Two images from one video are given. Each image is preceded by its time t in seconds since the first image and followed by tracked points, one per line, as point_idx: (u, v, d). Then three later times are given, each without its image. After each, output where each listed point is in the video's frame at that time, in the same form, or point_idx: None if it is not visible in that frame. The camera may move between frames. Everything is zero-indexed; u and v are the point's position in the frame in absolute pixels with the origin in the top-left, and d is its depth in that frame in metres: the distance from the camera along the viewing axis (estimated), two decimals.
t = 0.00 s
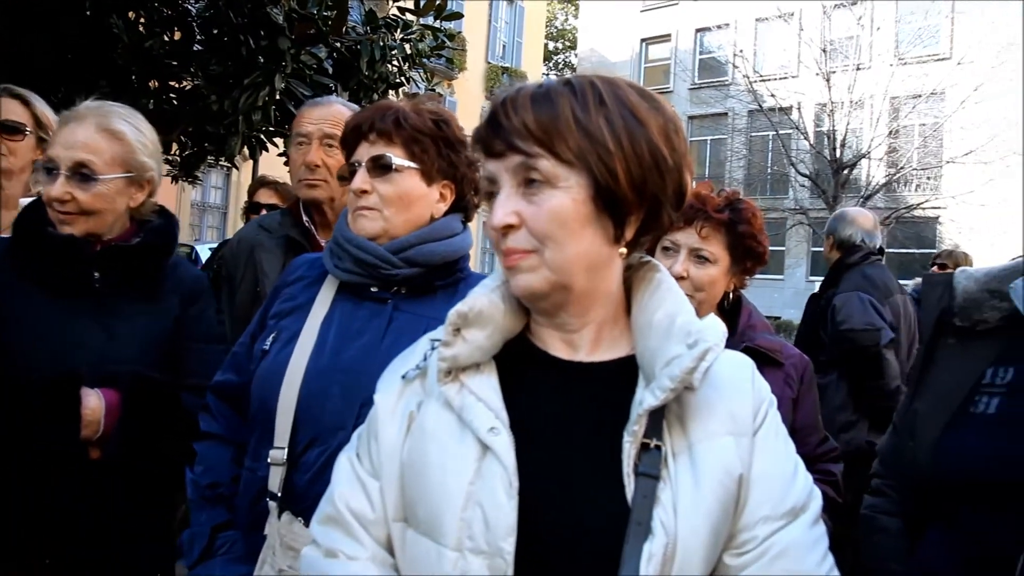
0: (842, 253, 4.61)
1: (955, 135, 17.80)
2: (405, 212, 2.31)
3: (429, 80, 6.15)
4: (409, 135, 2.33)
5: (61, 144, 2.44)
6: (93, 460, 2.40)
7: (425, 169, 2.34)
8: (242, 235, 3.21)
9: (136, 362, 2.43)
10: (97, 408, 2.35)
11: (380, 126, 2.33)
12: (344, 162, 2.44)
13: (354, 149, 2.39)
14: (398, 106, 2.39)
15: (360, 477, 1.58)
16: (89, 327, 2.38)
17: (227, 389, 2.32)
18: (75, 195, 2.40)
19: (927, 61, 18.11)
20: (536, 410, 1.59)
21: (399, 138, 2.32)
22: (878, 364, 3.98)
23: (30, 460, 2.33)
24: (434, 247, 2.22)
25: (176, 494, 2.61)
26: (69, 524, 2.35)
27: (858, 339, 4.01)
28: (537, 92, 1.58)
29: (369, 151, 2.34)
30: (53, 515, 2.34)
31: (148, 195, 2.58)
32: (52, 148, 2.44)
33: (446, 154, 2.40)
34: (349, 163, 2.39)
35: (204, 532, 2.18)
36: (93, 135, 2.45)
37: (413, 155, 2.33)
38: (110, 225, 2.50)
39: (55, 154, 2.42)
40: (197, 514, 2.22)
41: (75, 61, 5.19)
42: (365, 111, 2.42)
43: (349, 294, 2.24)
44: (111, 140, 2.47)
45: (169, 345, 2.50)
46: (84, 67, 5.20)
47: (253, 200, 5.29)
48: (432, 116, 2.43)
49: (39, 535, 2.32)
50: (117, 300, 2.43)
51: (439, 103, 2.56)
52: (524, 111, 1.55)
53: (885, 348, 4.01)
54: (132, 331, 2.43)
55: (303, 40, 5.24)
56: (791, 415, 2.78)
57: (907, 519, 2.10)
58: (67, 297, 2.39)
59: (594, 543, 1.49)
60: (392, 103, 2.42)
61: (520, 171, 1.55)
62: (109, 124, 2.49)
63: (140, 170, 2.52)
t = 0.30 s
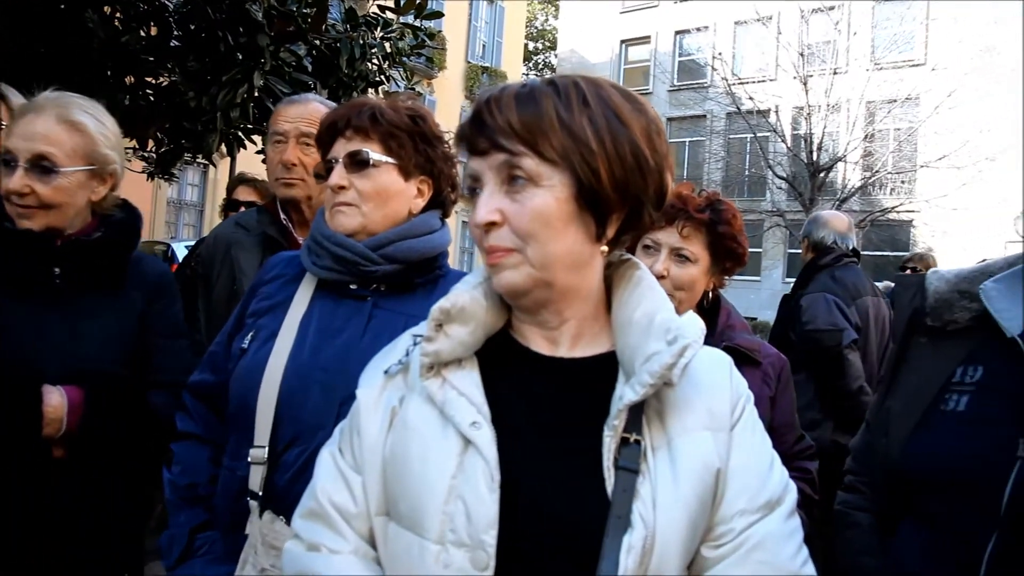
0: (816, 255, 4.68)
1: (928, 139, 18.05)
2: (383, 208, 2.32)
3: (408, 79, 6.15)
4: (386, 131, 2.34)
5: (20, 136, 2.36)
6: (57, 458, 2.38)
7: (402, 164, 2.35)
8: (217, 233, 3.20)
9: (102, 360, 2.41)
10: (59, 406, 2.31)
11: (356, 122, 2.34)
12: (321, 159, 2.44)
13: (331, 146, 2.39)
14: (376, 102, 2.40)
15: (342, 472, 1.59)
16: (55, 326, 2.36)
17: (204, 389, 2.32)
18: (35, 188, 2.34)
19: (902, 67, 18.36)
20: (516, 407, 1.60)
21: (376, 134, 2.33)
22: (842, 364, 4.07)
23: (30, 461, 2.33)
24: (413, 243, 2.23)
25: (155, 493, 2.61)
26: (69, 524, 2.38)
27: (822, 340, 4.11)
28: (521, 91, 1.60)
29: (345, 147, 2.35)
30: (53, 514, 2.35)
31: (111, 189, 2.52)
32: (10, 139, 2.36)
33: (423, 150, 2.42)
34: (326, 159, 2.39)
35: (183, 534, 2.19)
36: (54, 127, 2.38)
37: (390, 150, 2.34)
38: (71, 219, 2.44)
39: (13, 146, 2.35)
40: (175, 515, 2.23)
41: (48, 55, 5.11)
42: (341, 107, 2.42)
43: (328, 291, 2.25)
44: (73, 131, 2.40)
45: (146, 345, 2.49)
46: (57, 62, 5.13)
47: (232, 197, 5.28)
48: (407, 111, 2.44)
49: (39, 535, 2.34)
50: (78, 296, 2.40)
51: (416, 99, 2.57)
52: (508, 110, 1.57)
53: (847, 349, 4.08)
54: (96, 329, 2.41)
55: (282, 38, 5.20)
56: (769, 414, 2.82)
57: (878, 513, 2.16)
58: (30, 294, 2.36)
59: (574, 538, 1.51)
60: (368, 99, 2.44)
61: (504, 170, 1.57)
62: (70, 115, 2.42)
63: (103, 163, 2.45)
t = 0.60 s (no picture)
0: (801, 252, 4.70)
1: (912, 139, 18.19)
2: (366, 202, 2.32)
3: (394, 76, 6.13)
4: (368, 125, 2.34)
5: None
6: (29, 457, 2.31)
7: (384, 159, 2.35)
8: (196, 229, 3.20)
9: (78, 358, 2.35)
10: (31, 403, 2.24)
11: (338, 117, 2.34)
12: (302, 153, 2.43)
13: (312, 141, 2.39)
14: (357, 97, 2.40)
15: (329, 466, 1.59)
16: (27, 323, 2.29)
17: (187, 387, 2.32)
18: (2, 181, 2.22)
19: (886, 67, 18.55)
20: (500, 402, 1.61)
21: (357, 129, 2.33)
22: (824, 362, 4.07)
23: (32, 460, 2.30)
24: (397, 238, 2.23)
25: (139, 491, 2.64)
26: (70, 524, 2.36)
27: (807, 338, 4.12)
28: (509, 87, 1.60)
29: (326, 142, 2.34)
30: (53, 515, 2.33)
31: (82, 183, 2.39)
32: None
33: (405, 143, 2.42)
34: (308, 154, 2.38)
35: (168, 534, 2.19)
36: (23, 119, 2.24)
37: (372, 145, 2.33)
38: (38, 215, 2.32)
39: None
40: (159, 515, 2.23)
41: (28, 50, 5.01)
42: (322, 102, 2.41)
43: (312, 287, 2.25)
44: (43, 123, 2.27)
45: (120, 342, 2.44)
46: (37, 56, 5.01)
47: (215, 194, 5.24)
48: (388, 105, 2.44)
49: (39, 535, 2.31)
50: (44, 295, 2.32)
51: (395, 93, 2.58)
52: (497, 105, 1.57)
53: (832, 346, 4.11)
54: (70, 326, 2.35)
55: (267, 33, 5.21)
56: (753, 409, 2.83)
57: (861, 508, 2.18)
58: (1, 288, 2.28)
59: (559, 534, 1.52)
60: (349, 93, 2.43)
61: (491, 165, 1.57)
62: (41, 106, 2.28)
63: (74, 157, 2.32)
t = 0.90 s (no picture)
0: (781, 250, 4.73)
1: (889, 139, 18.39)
2: (341, 196, 2.30)
3: (374, 69, 6.11)
4: (343, 118, 2.33)
5: None
6: None
7: (359, 152, 2.34)
8: (167, 222, 3.17)
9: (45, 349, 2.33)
10: None
11: (313, 110, 2.32)
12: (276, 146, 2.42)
13: (288, 133, 2.37)
14: (333, 90, 2.39)
15: (305, 460, 1.58)
16: None
17: (158, 382, 2.29)
18: None
19: (864, 68, 18.79)
20: (475, 396, 1.61)
21: (333, 122, 2.31)
22: (812, 359, 4.12)
23: (30, 460, 2.33)
24: (372, 232, 2.22)
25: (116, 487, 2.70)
26: (69, 522, 2.40)
27: (791, 334, 4.14)
28: (488, 81, 1.60)
29: (301, 135, 2.33)
30: (53, 515, 2.36)
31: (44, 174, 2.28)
32: None
33: (381, 137, 2.41)
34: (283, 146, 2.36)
35: (140, 529, 2.18)
36: None
37: (347, 139, 2.33)
38: None
39: None
40: (130, 511, 2.21)
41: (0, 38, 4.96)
42: (297, 95, 2.40)
43: (286, 281, 2.23)
44: (11, 114, 2.11)
45: (86, 334, 2.40)
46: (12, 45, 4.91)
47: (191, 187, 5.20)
48: (364, 99, 2.43)
49: (39, 535, 2.33)
50: (4, 287, 2.29)
51: (371, 87, 2.57)
52: (475, 98, 1.56)
53: (816, 344, 4.14)
54: (33, 318, 2.31)
55: (246, 25, 5.04)
56: (728, 404, 2.85)
57: (835, 502, 2.21)
58: None
59: (533, 527, 1.52)
60: (325, 87, 2.42)
61: (468, 159, 1.57)
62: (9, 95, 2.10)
63: (39, 150, 2.19)
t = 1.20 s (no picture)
0: (762, 249, 4.77)
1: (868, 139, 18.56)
2: (317, 191, 2.30)
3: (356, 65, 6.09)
4: (320, 113, 2.32)
5: None
6: None
7: (336, 148, 2.33)
8: (142, 217, 3.12)
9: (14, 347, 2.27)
10: None
11: (291, 104, 2.31)
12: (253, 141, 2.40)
13: (265, 128, 2.36)
14: (310, 85, 2.38)
15: (284, 457, 1.58)
16: None
17: (131, 378, 2.28)
18: None
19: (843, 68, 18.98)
20: (454, 393, 1.61)
21: (311, 117, 2.30)
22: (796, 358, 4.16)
23: (31, 461, 2.33)
24: (350, 227, 2.21)
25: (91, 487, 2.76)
26: (66, 522, 2.44)
27: (775, 333, 4.19)
28: (467, 78, 1.60)
29: (278, 129, 2.31)
30: (53, 515, 2.39)
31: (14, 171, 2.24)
32: None
33: (358, 133, 2.41)
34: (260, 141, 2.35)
35: (112, 527, 2.17)
36: None
37: (324, 134, 2.32)
38: None
39: None
40: (102, 509, 2.19)
41: None
42: (274, 89, 2.38)
43: (262, 277, 2.22)
44: None
45: (56, 331, 2.37)
46: None
47: (169, 182, 5.15)
48: (342, 94, 2.42)
49: (39, 535, 2.36)
50: None
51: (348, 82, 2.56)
52: (455, 95, 1.57)
53: (800, 344, 4.19)
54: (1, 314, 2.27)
55: (226, 19, 4.97)
56: (706, 400, 2.87)
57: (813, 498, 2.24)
58: None
59: (510, 521, 1.52)
60: (302, 81, 2.41)
61: (448, 155, 1.57)
62: None
63: (8, 147, 2.16)
